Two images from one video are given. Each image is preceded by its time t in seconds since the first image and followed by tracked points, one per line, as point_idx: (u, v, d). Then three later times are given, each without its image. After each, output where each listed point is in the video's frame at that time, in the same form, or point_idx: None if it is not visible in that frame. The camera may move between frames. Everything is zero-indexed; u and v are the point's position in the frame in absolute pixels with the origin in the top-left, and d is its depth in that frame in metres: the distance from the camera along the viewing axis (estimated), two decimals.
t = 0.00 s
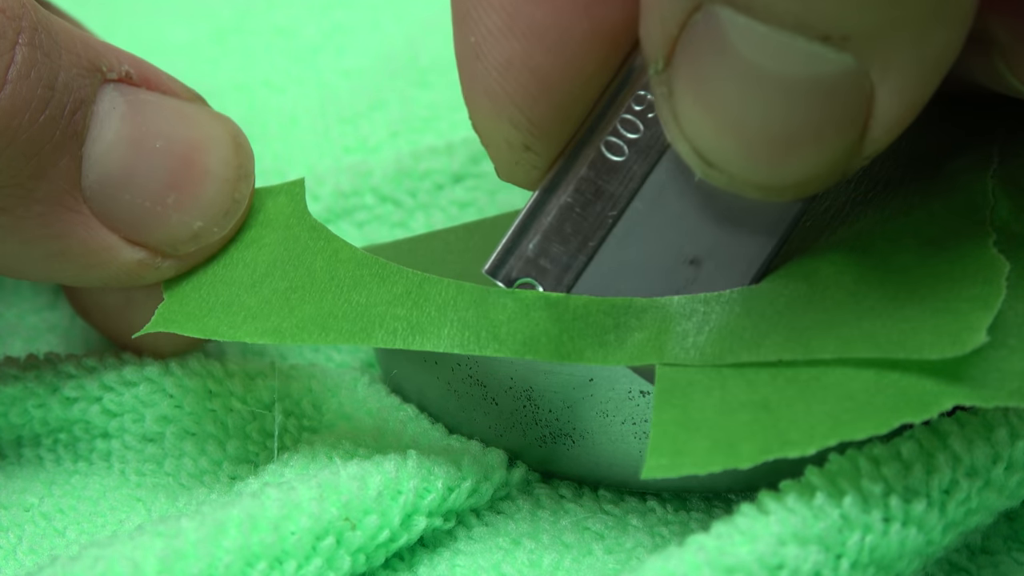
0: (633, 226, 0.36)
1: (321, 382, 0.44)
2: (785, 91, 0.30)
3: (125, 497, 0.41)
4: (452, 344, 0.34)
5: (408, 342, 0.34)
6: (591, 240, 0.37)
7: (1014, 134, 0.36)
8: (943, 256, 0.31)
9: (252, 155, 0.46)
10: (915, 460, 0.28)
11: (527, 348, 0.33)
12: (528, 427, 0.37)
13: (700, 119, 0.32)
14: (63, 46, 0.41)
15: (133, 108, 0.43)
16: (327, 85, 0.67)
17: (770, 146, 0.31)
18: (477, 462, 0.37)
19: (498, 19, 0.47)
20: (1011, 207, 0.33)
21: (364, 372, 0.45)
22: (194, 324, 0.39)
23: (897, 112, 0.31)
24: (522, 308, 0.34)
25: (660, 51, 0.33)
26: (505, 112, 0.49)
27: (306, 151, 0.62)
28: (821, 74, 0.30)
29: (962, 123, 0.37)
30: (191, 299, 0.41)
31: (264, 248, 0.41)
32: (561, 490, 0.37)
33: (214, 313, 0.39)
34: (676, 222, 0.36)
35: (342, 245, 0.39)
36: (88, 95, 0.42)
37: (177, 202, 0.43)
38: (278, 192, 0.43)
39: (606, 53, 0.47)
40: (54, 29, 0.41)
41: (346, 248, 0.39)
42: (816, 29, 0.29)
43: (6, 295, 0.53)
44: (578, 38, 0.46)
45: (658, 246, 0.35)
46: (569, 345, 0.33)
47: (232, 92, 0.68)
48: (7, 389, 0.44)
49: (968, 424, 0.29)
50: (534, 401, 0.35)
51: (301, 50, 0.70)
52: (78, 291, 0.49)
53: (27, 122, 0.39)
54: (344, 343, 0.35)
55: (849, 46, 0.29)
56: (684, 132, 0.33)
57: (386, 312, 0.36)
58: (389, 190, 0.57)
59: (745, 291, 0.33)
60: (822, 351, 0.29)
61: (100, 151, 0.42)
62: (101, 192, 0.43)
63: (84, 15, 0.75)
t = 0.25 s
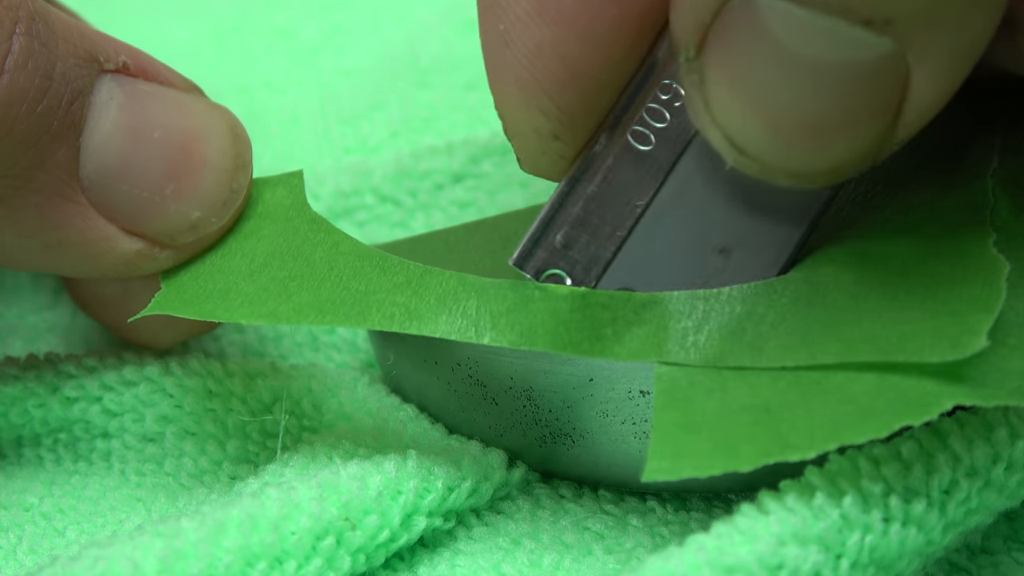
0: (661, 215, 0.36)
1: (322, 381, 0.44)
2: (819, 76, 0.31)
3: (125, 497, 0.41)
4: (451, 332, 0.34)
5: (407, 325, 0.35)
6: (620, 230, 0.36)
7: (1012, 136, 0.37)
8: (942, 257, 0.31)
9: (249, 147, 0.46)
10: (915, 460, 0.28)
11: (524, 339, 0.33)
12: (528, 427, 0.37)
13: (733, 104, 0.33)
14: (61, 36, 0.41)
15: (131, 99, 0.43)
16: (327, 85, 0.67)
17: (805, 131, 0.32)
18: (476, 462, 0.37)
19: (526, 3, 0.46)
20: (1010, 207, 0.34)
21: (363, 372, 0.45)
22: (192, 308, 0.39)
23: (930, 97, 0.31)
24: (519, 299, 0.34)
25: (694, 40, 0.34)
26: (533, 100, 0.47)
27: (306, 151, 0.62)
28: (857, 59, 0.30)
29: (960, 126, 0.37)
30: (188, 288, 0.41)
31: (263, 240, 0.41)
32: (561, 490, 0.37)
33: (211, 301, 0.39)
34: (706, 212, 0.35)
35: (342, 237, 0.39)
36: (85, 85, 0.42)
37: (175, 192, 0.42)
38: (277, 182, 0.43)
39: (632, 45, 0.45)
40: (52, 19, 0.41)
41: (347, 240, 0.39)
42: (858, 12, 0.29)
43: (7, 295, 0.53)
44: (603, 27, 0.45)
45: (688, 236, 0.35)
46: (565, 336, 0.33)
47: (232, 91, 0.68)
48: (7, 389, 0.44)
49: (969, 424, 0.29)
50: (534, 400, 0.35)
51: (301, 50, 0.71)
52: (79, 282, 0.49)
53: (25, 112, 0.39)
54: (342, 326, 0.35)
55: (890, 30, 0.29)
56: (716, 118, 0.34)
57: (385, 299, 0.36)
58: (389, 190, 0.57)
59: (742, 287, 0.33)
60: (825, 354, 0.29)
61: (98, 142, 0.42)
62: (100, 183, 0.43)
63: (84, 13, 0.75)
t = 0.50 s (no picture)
0: (698, 206, 0.35)
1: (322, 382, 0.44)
2: (870, 59, 0.31)
3: (125, 498, 0.41)
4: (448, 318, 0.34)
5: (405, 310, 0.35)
6: (656, 221, 0.35)
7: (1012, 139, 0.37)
8: (943, 257, 0.31)
9: (251, 146, 0.45)
10: (915, 460, 0.28)
11: (520, 327, 0.34)
12: (527, 427, 0.37)
13: (775, 89, 0.33)
14: (61, 37, 0.41)
15: (131, 99, 0.43)
16: (328, 85, 0.67)
17: (847, 117, 0.32)
18: (476, 462, 0.37)
19: None
20: (1010, 207, 0.34)
21: (363, 372, 0.45)
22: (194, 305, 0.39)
23: (970, 82, 0.32)
24: (520, 297, 0.34)
25: (735, 26, 0.34)
26: (569, 88, 0.43)
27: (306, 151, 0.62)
28: (911, 42, 0.30)
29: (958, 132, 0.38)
30: (189, 283, 0.41)
31: (266, 242, 0.41)
32: (561, 490, 0.37)
33: (211, 297, 0.39)
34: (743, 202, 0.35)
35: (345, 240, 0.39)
36: (86, 86, 0.42)
37: (176, 193, 0.42)
38: (279, 184, 0.43)
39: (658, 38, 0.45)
40: (52, 19, 0.41)
41: (352, 241, 0.39)
42: None
43: (6, 295, 0.53)
44: (649, 6, 0.40)
45: (727, 225, 0.35)
46: (563, 328, 0.33)
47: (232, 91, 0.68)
48: (7, 389, 0.44)
49: (969, 424, 0.29)
50: (534, 400, 0.35)
51: (302, 51, 0.71)
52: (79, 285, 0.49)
53: (25, 114, 0.39)
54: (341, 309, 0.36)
55: (940, 13, 0.30)
56: (754, 106, 0.34)
57: (386, 290, 0.36)
58: (389, 190, 0.57)
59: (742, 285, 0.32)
60: (825, 363, 0.29)
61: (98, 143, 0.42)
62: (101, 184, 0.43)
63: (83, 12, 0.75)
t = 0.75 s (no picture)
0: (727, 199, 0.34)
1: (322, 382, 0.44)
2: (897, 46, 0.31)
3: (125, 498, 0.41)
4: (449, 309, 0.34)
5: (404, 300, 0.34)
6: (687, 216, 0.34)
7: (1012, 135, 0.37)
8: (942, 257, 0.31)
9: (244, 137, 0.45)
10: (915, 460, 0.28)
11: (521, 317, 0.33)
12: (527, 426, 0.36)
13: (798, 80, 0.33)
14: (56, 27, 0.41)
15: (125, 90, 0.42)
16: (328, 85, 0.67)
17: (869, 104, 0.32)
18: (476, 462, 0.37)
19: None
20: (1010, 205, 0.34)
21: (363, 372, 0.45)
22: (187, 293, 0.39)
23: (988, 67, 0.32)
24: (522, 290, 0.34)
25: (754, 18, 0.34)
26: (593, 90, 0.42)
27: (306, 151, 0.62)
28: (937, 26, 0.31)
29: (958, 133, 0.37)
30: (182, 275, 0.40)
31: (261, 235, 0.41)
32: (561, 490, 0.37)
33: (204, 287, 0.39)
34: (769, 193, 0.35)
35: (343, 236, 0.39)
36: (80, 76, 0.42)
37: (169, 184, 0.42)
38: (272, 174, 0.43)
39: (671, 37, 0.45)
40: (46, 8, 0.41)
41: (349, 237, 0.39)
42: None
43: (6, 295, 0.53)
44: (667, 5, 0.40)
45: (753, 216, 0.35)
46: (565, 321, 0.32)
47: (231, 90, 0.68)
48: (7, 389, 0.44)
49: (969, 424, 0.29)
50: (533, 400, 0.35)
51: (302, 50, 0.71)
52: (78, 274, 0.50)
53: (19, 103, 0.39)
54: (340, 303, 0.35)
55: None
56: (777, 97, 0.34)
57: (386, 284, 0.36)
58: (389, 190, 0.57)
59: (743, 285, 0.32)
60: (826, 364, 0.29)
61: (92, 133, 0.42)
62: (95, 175, 0.43)
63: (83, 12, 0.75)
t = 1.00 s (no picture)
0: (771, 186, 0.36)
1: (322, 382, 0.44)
2: (936, 36, 0.32)
3: (125, 497, 0.41)
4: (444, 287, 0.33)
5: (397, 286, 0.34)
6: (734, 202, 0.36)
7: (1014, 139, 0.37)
8: (943, 259, 0.32)
9: (239, 121, 0.45)
10: (915, 460, 0.28)
11: (519, 302, 0.33)
12: (527, 426, 0.36)
13: (841, 71, 0.34)
14: (47, 13, 0.41)
15: (119, 75, 0.42)
16: (328, 85, 0.67)
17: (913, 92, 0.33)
18: (476, 462, 0.37)
19: None
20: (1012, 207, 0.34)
21: (363, 372, 0.45)
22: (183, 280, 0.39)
23: None
24: (523, 279, 0.34)
25: (797, 6, 0.35)
26: (640, 78, 0.41)
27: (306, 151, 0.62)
28: (977, 13, 0.31)
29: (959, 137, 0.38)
30: (179, 261, 0.41)
31: (256, 220, 0.41)
32: (561, 490, 0.37)
33: (200, 273, 0.39)
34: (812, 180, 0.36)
35: (338, 223, 0.39)
36: (73, 62, 0.41)
37: (165, 169, 0.42)
38: (266, 157, 0.43)
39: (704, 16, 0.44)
40: None
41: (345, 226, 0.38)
42: None
43: (6, 296, 0.53)
44: None
45: (796, 202, 0.36)
46: (561, 309, 0.33)
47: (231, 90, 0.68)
48: (6, 389, 0.44)
49: (969, 425, 0.29)
50: (534, 400, 0.36)
51: (301, 50, 0.71)
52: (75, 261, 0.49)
53: (14, 89, 0.39)
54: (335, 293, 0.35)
55: None
56: (820, 86, 0.35)
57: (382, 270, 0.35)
58: (389, 190, 0.57)
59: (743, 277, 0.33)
60: (823, 358, 0.29)
61: (87, 118, 0.41)
62: (89, 161, 0.42)
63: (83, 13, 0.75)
